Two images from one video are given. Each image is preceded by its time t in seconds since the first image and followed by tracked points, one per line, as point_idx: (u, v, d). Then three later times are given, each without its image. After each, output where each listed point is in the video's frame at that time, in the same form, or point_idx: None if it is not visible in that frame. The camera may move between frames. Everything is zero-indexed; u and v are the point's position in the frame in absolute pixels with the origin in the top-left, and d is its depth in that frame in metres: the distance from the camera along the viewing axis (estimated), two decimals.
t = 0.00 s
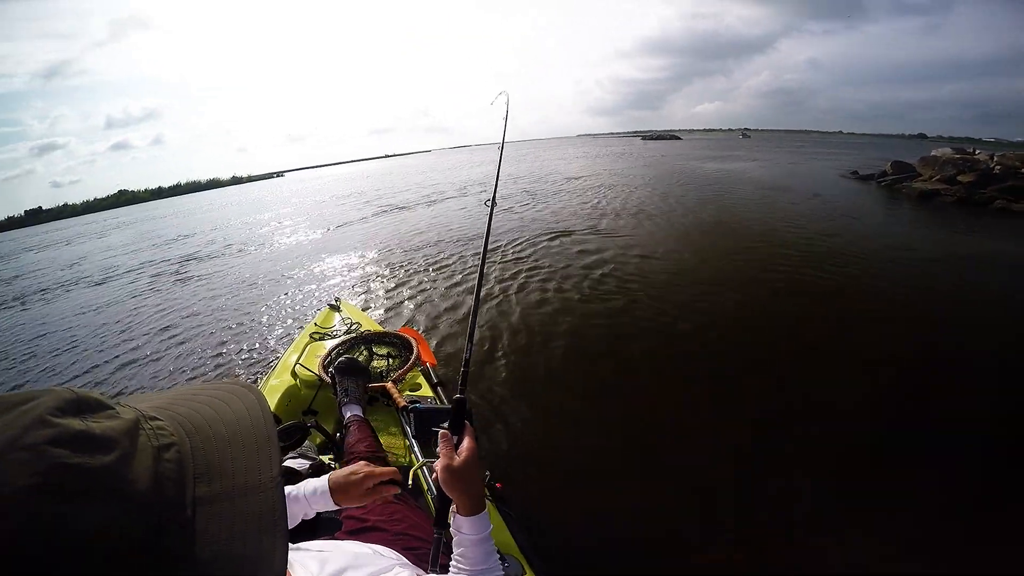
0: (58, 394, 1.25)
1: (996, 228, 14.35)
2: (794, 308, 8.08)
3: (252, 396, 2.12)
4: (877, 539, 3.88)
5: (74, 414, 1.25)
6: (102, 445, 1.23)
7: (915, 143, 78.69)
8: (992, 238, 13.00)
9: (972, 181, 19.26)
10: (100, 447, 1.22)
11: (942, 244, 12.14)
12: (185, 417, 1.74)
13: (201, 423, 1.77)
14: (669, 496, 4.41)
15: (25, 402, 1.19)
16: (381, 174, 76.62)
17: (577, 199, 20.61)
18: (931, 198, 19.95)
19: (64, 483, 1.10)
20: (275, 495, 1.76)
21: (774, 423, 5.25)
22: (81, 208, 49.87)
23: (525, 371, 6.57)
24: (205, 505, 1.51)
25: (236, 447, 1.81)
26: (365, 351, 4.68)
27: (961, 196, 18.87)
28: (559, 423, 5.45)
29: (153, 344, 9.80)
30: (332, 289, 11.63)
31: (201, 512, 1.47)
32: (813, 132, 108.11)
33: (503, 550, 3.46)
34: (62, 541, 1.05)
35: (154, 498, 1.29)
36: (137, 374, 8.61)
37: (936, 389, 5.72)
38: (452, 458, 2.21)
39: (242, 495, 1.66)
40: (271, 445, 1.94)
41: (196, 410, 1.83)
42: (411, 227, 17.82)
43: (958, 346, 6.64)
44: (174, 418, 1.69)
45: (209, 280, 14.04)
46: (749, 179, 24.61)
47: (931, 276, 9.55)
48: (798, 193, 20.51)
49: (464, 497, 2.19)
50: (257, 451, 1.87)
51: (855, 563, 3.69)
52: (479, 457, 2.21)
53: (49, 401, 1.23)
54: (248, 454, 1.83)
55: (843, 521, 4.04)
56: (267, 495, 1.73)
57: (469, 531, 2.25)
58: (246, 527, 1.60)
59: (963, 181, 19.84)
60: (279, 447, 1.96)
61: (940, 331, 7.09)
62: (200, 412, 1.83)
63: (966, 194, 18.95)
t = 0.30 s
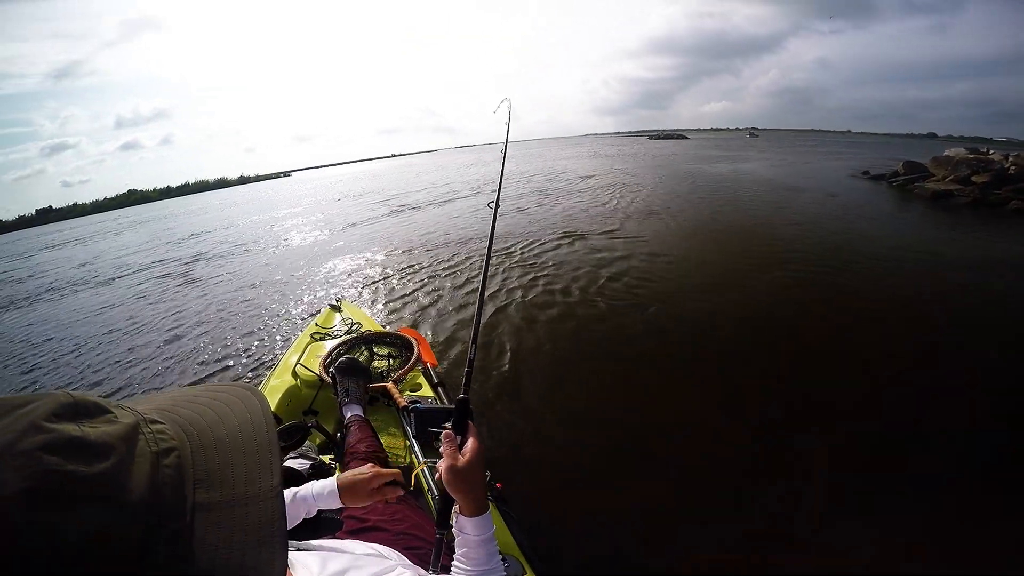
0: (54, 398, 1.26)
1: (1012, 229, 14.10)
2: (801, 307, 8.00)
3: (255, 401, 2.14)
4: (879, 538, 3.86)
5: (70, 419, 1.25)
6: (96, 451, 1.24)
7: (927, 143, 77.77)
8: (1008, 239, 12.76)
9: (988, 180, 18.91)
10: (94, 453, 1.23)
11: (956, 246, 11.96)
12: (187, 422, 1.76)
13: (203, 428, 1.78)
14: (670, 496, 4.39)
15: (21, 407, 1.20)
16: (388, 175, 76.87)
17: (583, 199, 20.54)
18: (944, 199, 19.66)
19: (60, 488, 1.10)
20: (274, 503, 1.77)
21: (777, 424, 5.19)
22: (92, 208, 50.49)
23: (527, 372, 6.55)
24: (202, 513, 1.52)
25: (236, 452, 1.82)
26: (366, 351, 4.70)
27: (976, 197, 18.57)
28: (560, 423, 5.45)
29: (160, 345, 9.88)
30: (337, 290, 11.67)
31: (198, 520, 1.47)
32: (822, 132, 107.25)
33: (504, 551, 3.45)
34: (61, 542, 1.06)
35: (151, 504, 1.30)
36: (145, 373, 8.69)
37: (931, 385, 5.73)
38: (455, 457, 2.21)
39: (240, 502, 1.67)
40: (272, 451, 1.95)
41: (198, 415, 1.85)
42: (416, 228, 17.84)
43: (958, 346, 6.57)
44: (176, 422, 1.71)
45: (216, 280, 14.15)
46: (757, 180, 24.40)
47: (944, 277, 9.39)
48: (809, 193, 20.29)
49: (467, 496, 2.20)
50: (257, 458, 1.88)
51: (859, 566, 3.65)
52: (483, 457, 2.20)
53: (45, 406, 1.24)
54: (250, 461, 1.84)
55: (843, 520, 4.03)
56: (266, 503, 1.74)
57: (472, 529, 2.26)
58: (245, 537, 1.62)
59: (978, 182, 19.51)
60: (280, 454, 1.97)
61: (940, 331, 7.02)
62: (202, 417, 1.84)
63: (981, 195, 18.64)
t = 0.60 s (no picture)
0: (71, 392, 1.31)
1: None
2: (808, 308, 7.91)
3: (265, 401, 2.17)
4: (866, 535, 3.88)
5: (85, 413, 1.30)
6: (106, 446, 1.28)
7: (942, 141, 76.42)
8: None
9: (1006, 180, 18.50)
10: (105, 448, 1.27)
11: (973, 247, 11.73)
12: (197, 420, 1.80)
13: (213, 426, 1.82)
14: (670, 497, 4.38)
15: (38, 401, 1.25)
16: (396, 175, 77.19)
17: (590, 199, 20.46)
18: (961, 199, 19.31)
19: (67, 483, 1.14)
20: (276, 502, 1.79)
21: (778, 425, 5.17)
22: (105, 207, 51.26)
23: (529, 372, 6.55)
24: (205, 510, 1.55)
25: (243, 451, 1.85)
26: (368, 351, 4.75)
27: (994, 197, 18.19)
28: (562, 423, 5.46)
29: (168, 343, 10.01)
30: (342, 290, 11.76)
31: (200, 517, 1.50)
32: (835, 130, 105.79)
33: (504, 550, 3.46)
34: (60, 542, 1.09)
35: (155, 500, 1.33)
36: (155, 372, 8.84)
37: (932, 384, 5.73)
38: (450, 455, 2.24)
39: (243, 500, 1.70)
40: (279, 451, 1.98)
41: (209, 412, 1.89)
42: (422, 228, 17.90)
43: (957, 346, 6.50)
44: (187, 420, 1.75)
45: (224, 280, 14.31)
46: (767, 179, 24.13)
47: (959, 278, 9.23)
48: (821, 193, 20.01)
49: (462, 492, 2.22)
50: (263, 457, 1.91)
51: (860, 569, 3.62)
52: (477, 453, 2.24)
53: (62, 399, 1.28)
54: (255, 460, 1.87)
55: (833, 518, 4.05)
56: (268, 501, 1.77)
57: (469, 528, 2.27)
58: (247, 534, 1.64)
59: (996, 181, 19.10)
60: (286, 453, 2.00)
61: (942, 331, 6.94)
62: (212, 415, 1.89)
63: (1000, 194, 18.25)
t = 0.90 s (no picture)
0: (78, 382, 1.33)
1: None
2: (814, 311, 7.85)
3: (260, 398, 2.19)
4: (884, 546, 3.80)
5: (89, 402, 1.31)
6: (109, 432, 1.29)
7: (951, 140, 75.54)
8: None
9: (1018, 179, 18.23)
10: (107, 435, 1.28)
11: (983, 248, 11.58)
12: (192, 415, 1.81)
13: (208, 421, 1.84)
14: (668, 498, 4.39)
15: (43, 390, 1.26)
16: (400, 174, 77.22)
17: (594, 199, 20.40)
18: (971, 199, 19.09)
19: (71, 465, 1.14)
20: (268, 490, 1.79)
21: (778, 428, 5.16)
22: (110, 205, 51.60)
23: (529, 372, 6.56)
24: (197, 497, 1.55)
25: (238, 444, 1.86)
26: (367, 351, 4.76)
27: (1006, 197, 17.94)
28: (561, 425, 5.46)
29: (172, 342, 10.08)
30: (345, 289, 11.79)
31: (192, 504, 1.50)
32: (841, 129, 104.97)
33: (504, 550, 3.47)
34: (63, 521, 1.09)
35: (154, 486, 1.34)
36: (158, 369, 8.90)
37: (932, 386, 5.71)
38: (437, 452, 2.25)
39: (235, 488, 1.70)
40: (274, 444, 1.98)
41: (204, 408, 1.90)
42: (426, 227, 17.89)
43: (964, 349, 6.44)
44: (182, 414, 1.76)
45: (228, 278, 14.39)
46: (773, 179, 23.96)
47: (968, 280, 9.13)
48: (828, 193, 19.83)
49: (451, 487, 2.23)
50: (258, 449, 1.92)
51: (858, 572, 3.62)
52: (463, 448, 2.26)
53: (68, 388, 1.30)
54: (249, 452, 1.87)
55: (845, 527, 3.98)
56: (259, 489, 1.77)
57: (460, 523, 2.28)
58: (238, 519, 1.65)
59: (1007, 181, 18.85)
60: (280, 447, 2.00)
61: (948, 334, 6.88)
62: (207, 410, 1.90)
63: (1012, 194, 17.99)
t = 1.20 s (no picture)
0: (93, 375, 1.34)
1: None
2: (818, 312, 7.80)
3: (263, 390, 2.20)
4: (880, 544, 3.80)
5: (104, 393, 1.33)
6: (123, 420, 1.30)
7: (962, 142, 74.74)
8: None
9: None
10: (121, 423, 1.29)
11: (993, 252, 11.43)
12: (197, 406, 1.82)
13: (214, 413, 1.84)
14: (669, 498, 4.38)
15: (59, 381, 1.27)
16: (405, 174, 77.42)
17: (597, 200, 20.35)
18: (981, 203, 18.88)
19: (87, 453, 1.16)
20: (276, 473, 1.81)
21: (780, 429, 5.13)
22: (116, 203, 51.94)
23: (530, 372, 6.56)
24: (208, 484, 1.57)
25: (244, 433, 1.87)
26: (367, 351, 4.77)
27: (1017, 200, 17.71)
28: (561, 425, 5.45)
29: (175, 339, 10.14)
30: (347, 289, 11.82)
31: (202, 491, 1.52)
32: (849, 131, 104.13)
33: (503, 550, 3.47)
34: (85, 506, 1.10)
35: (165, 473, 1.35)
36: (161, 367, 8.96)
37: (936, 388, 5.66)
38: (454, 457, 2.26)
39: (244, 473, 1.71)
40: (279, 433, 2.00)
41: (209, 399, 1.91)
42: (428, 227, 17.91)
43: (972, 352, 6.36)
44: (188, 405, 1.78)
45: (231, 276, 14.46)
46: (779, 181, 23.81)
47: (977, 283, 9.02)
48: (834, 195, 19.68)
49: (464, 494, 2.24)
50: (264, 438, 1.93)
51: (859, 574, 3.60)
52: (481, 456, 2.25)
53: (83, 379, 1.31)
54: (255, 439, 1.88)
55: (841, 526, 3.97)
56: (268, 473, 1.78)
57: (468, 529, 2.28)
58: (247, 501, 1.66)
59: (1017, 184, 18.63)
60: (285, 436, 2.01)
61: (957, 337, 6.80)
62: (212, 402, 1.91)
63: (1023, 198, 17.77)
